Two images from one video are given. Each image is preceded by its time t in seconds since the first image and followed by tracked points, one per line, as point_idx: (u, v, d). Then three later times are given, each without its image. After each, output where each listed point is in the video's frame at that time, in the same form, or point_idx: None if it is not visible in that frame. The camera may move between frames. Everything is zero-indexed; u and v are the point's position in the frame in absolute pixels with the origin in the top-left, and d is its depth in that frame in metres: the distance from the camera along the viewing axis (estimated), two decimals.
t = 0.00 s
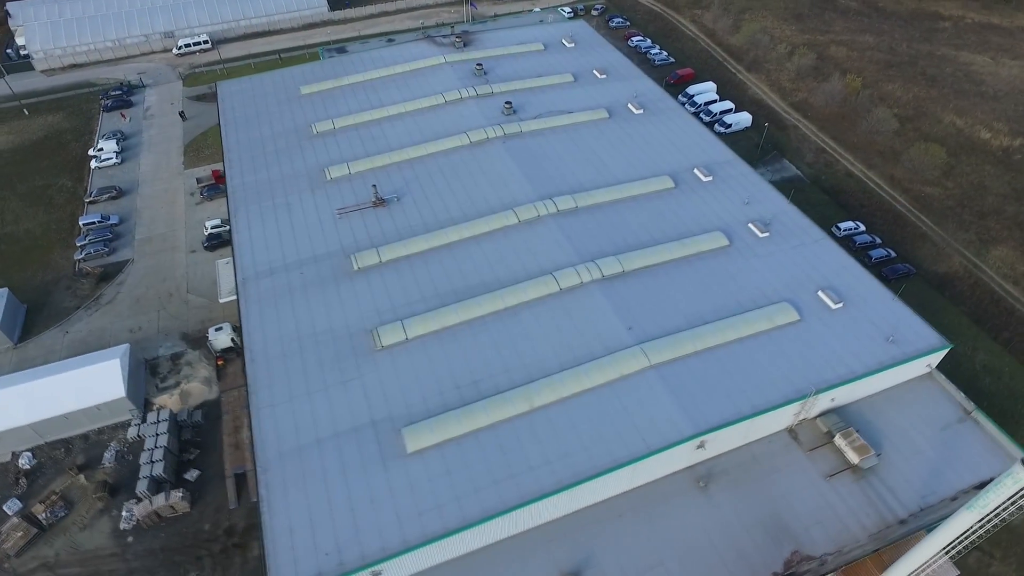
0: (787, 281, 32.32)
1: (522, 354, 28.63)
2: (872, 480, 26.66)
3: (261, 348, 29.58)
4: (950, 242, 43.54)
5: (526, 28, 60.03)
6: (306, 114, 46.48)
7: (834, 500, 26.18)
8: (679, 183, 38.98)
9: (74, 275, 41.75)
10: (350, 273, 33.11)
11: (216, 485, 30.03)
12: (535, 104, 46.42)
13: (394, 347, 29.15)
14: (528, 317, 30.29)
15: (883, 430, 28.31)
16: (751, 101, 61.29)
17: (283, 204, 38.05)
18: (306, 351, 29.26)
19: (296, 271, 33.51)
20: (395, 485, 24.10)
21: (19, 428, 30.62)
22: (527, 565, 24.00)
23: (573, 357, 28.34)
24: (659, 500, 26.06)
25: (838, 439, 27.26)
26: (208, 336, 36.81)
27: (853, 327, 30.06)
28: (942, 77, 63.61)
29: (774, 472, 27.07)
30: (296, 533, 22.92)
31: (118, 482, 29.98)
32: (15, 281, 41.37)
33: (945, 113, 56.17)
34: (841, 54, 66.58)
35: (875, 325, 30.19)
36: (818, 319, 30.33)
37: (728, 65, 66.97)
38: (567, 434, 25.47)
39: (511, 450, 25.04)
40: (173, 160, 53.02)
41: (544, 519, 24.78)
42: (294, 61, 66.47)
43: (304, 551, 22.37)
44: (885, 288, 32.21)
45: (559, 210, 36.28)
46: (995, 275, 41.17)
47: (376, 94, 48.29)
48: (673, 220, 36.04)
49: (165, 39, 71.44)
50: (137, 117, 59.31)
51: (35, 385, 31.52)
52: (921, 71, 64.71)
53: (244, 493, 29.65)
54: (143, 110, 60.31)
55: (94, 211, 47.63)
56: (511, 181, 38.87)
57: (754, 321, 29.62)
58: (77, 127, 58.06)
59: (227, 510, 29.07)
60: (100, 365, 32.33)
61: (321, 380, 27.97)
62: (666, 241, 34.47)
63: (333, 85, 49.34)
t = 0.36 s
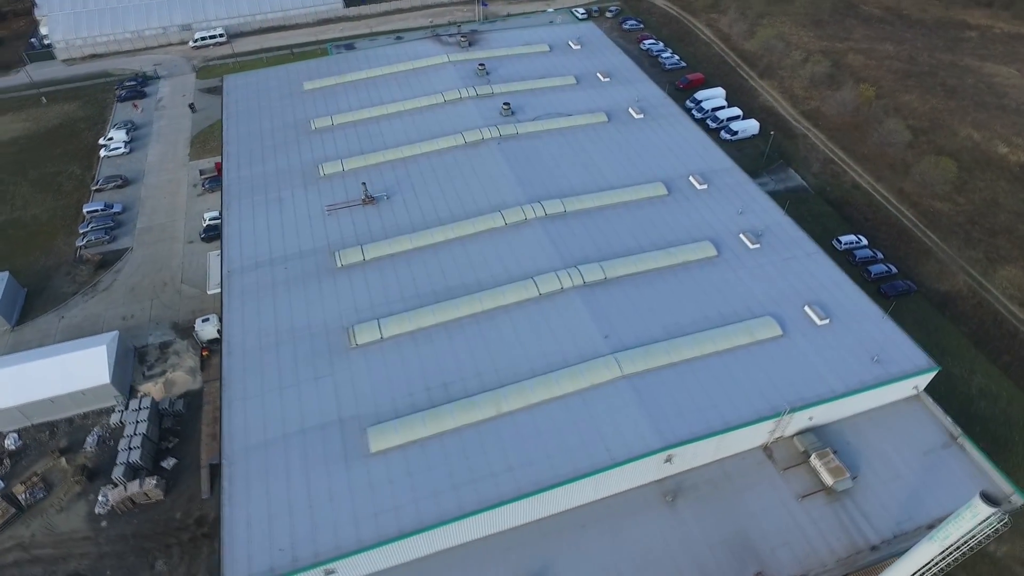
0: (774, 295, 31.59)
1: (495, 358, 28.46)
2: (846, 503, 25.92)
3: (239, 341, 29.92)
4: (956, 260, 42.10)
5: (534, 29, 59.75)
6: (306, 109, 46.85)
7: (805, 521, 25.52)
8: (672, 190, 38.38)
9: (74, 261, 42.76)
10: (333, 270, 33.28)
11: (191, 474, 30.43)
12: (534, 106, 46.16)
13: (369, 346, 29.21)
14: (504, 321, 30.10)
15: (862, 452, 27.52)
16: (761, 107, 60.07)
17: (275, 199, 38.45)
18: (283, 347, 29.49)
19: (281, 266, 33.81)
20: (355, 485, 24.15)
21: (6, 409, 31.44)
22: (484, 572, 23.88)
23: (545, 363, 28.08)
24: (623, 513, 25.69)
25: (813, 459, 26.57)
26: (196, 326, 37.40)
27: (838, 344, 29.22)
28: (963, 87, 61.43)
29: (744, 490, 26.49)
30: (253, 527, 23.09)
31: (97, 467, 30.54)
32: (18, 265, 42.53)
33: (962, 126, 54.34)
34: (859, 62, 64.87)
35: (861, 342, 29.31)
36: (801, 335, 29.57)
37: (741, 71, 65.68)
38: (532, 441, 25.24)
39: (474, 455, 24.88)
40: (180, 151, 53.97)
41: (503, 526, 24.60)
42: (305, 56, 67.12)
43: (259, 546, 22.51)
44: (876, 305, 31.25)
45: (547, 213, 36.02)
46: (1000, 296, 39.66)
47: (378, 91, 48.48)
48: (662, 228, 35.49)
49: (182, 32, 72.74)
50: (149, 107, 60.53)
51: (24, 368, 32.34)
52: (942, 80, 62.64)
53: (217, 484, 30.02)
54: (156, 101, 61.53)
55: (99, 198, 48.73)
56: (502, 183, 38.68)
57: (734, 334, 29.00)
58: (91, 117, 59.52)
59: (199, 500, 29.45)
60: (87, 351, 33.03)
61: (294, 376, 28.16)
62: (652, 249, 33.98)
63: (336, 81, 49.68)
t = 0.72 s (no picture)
0: (759, 309, 30.85)
1: (468, 361, 28.33)
2: (817, 526, 25.23)
3: (219, 332, 30.27)
4: (961, 280, 40.62)
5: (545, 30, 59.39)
6: (309, 104, 47.22)
7: (772, 543, 24.91)
8: (666, 198, 37.77)
9: (78, 246, 43.87)
10: (317, 265, 33.48)
11: (169, 461, 30.94)
12: (535, 108, 45.86)
13: (344, 342, 29.32)
14: (481, 324, 29.94)
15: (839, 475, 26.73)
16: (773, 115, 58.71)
17: (270, 192, 38.84)
18: (260, 339, 29.77)
19: (268, 259, 34.13)
20: (317, 481, 24.27)
21: None
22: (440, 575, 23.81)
23: (518, 368, 27.86)
24: (586, 523, 25.36)
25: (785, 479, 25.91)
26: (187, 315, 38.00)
27: (821, 362, 28.42)
28: (987, 100, 59.14)
29: (713, 507, 25.94)
30: (213, 518, 23.33)
31: (79, 449, 31.26)
32: (25, 247, 43.81)
33: (981, 141, 52.37)
34: (878, 72, 63.02)
35: (845, 361, 28.46)
36: (784, 351, 28.82)
37: (755, 77, 64.26)
38: (496, 447, 25.06)
39: (436, 457, 24.81)
40: (188, 141, 54.96)
41: (463, 530, 24.49)
42: (318, 50, 67.69)
43: (217, 536, 22.73)
44: (865, 323, 30.33)
45: (535, 217, 35.75)
46: (1005, 320, 38.15)
47: (381, 88, 48.67)
48: (651, 236, 34.96)
49: (202, 23, 73.99)
50: (164, 97, 61.79)
51: (16, 349, 33.27)
52: (966, 92, 60.35)
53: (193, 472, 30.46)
54: (171, 91, 62.78)
55: (107, 185, 49.91)
56: (494, 184, 38.51)
57: (713, 347, 28.39)
58: (108, 105, 61.01)
59: (174, 486, 29.93)
60: (78, 336, 33.85)
61: (269, 369, 28.40)
62: (639, 257, 33.48)
63: (341, 77, 50.02)
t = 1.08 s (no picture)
0: (738, 321, 30.30)
1: (437, 363, 28.29)
2: (781, 546, 24.68)
3: (197, 324, 30.63)
4: (960, 299, 39.32)
5: (550, 31, 59.06)
6: (307, 100, 47.57)
7: (733, 561, 24.44)
8: (654, 205, 37.29)
9: (77, 234, 44.82)
10: (299, 261, 33.71)
11: (145, 449, 31.42)
12: (530, 109, 45.60)
13: (317, 340, 29.47)
14: (455, 326, 29.86)
15: (809, 494, 26.14)
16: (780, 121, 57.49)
17: (260, 187, 39.23)
18: (237, 333, 30.06)
19: (252, 254, 34.48)
20: (277, 477, 24.37)
21: None
22: None
23: (486, 373, 27.73)
24: (545, 532, 25.14)
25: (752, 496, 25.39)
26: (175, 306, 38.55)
27: (797, 379, 27.82)
28: (1005, 113, 57.16)
29: (675, 521, 25.52)
30: (171, 508, 23.52)
31: (60, 433, 31.87)
32: (26, 234, 44.91)
33: (994, 154, 50.63)
34: (891, 81, 61.41)
35: (822, 379, 27.84)
36: (759, 366, 28.27)
37: (764, 83, 63.07)
38: (457, 450, 24.95)
39: (397, 458, 24.78)
40: (193, 134, 55.81)
41: (420, 533, 24.45)
42: (326, 46, 68.14)
43: (173, 527, 22.90)
44: (847, 340, 29.62)
45: (520, 220, 35.56)
46: (1003, 342, 36.90)
47: (379, 86, 48.84)
48: (635, 243, 34.55)
49: (216, 18, 75.02)
50: (173, 89, 62.86)
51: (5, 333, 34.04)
52: (982, 104, 58.42)
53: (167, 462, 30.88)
54: (180, 84, 63.84)
55: (111, 175, 50.92)
56: (481, 186, 38.40)
57: (686, 359, 27.95)
58: (119, 96, 62.27)
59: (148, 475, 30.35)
60: (65, 323, 34.56)
61: (242, 363, 28.67)
62: (620, 264, 33.11)
63: (341, 74, 50.30)
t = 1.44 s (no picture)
0: (724, 337, 29.54)
1: (414, 363, 28.23)
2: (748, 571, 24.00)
3: (186, 311, 31.14)
4: (969, 325, 37.67)
5: (566, 32, 58.56)
6: (317, 94, 48.03)
7: None
8: (652, 213, 36.63)
9: (90, 217, 46.17)
10: (290, 254, 34.03)
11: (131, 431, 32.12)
12: (536, 111, 45.26)
13: (299, 333, 29.71)
14: (436, 327, 29.75)
15: (783, 519, 25.37)
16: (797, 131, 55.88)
17: (262, 179, 39.76)
18: (222, 321, 30.50)
19: (246, 244, 34.93)
20: (244, 467, 24.63)
21: None
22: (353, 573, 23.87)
23: (461, 375, 27.57)
24: (508, 540, 24.90)
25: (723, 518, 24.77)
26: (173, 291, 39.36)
27: (779, 399, 27.01)
28: None
29: (642, 538, 25.03)
30: (139, 492, 23.96)
31: (52, 411, 32.82)
32: (43, 215, 46.52)
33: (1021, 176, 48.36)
34: (919, 95, 59.20)
35: (806, 401, 26.96)
36: (741, 384, 27.53)
37: (785, 91, 61.37)
38: (423, 452, 24.87)
39: (363, 456, 24.80)
40: (209, 123, 56.94)
41: (381, 532, 24.46)
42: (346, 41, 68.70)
43: (139, 511, 23.33)
44: (836, 362, 28.65)
45: (512, 222, 35.28)
46: (1011, 372, 35.28)
47: (389, 83, 49.06)
48: (627, 251, 33.98)
49: (242, 9, 76.37)
50: (195, 78, 64.27)
51: (9, 310, 35.22)
52: (1015, 122, 55.85)
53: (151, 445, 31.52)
54: (202, 73, 65.23)
55: (128, 160, 52.30)
56: (478, 187, 38.25)
57: (665, 373, 27.37)
58: (143, 84, 63.96)
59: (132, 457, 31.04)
60: (65, 303, 35.59)
61: (224, 352, 29.06)
62: (609, 272, 32.60)
63: (353, 69, 50.68)
